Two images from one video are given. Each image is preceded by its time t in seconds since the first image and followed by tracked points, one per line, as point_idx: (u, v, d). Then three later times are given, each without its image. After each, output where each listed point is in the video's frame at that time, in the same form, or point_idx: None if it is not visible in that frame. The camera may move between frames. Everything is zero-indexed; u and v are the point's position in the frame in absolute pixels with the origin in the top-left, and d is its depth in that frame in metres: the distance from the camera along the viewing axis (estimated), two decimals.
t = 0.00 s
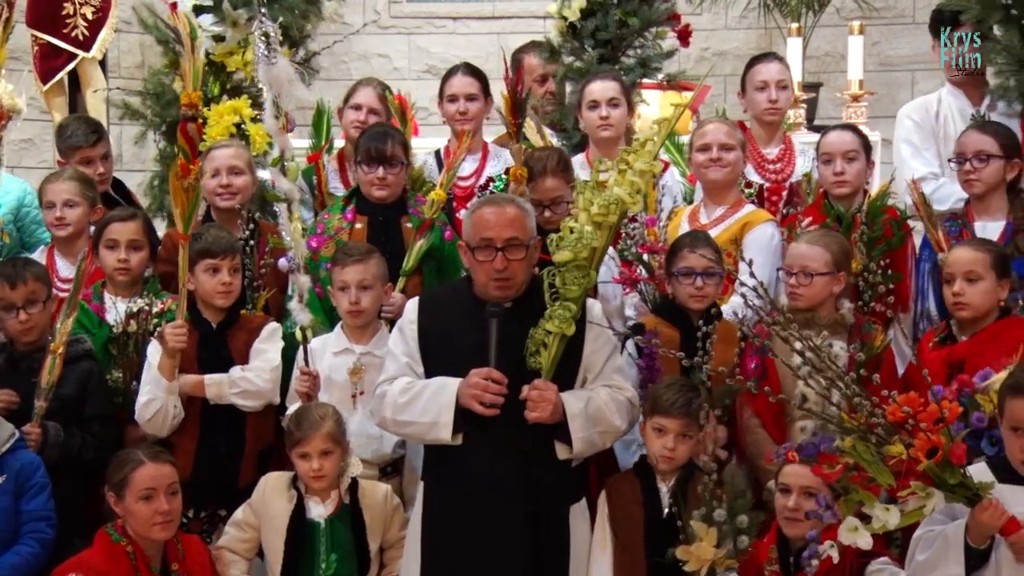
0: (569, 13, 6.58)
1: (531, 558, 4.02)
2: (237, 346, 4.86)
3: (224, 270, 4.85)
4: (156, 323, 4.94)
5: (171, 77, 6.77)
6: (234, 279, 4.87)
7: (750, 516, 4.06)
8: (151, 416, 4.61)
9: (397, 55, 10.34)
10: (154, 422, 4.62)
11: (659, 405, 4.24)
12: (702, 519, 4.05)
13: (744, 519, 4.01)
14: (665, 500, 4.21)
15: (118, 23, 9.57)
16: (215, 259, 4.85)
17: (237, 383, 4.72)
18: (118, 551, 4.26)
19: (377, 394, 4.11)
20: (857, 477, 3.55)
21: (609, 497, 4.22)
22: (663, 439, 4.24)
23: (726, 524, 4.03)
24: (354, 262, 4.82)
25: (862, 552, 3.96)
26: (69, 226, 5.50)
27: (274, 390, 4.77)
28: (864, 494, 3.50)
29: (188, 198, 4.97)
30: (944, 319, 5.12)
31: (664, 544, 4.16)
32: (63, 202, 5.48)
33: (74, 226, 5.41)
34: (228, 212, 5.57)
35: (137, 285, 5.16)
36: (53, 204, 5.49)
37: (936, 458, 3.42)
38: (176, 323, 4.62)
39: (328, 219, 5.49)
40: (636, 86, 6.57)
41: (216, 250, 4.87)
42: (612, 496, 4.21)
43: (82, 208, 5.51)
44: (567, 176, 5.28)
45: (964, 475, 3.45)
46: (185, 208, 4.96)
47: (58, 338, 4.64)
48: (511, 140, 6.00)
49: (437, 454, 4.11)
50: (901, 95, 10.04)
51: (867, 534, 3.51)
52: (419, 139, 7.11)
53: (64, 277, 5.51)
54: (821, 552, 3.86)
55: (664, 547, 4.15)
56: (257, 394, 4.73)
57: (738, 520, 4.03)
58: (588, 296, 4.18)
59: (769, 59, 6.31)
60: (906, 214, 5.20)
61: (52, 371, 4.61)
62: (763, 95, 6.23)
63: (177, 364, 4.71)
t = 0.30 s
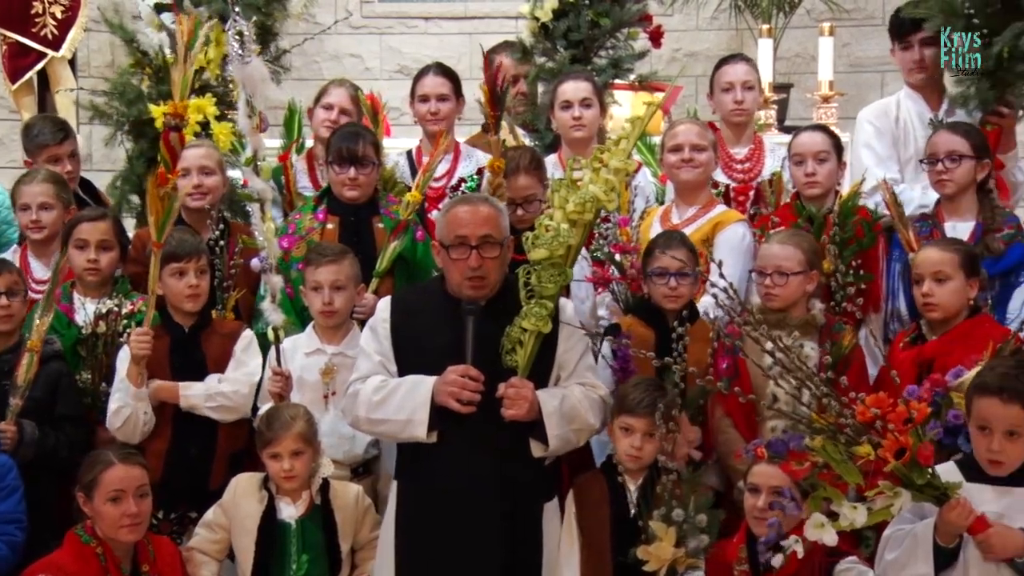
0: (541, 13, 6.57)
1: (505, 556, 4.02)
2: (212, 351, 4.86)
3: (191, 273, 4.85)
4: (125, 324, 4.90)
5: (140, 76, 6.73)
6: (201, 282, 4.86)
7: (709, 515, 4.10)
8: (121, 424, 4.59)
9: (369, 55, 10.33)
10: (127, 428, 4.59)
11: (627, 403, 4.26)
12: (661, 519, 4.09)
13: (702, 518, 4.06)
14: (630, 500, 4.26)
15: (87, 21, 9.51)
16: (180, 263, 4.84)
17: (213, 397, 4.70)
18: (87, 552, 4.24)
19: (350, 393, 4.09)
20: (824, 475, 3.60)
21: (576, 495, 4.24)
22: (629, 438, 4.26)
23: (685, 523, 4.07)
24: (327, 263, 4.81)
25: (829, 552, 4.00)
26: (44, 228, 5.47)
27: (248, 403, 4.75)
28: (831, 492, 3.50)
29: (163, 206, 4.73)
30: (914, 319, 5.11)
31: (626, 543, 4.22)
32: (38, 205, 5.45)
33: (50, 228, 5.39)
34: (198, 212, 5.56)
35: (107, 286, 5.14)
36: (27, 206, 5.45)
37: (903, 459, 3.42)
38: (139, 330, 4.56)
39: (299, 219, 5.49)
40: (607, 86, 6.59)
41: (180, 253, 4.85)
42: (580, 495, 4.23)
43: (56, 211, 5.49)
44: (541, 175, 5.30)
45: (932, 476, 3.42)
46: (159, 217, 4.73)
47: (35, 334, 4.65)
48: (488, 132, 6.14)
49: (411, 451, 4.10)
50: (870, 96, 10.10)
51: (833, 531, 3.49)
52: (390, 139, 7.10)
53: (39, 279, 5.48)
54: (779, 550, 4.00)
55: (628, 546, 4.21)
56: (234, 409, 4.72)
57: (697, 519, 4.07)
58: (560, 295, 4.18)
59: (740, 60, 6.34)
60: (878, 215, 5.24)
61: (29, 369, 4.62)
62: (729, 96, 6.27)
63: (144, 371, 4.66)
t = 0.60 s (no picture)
0: (511, 14, 6.53)
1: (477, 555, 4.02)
2: (182, 353, 4.83)
3: (161, 274, 4.82)
4: (96, 325, 4.88)
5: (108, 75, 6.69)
6: (172, 283, 4.84)
7: (679, 516, 4.07)
8: (90, 423, 4.56)
9: (340, 55, 10.30)
10: (96, 428, 4.57)
11: (595, 404, 4.26)
12: (631, 519, 4.05)
13: (673, 518, 4.03)
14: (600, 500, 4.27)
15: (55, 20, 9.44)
16: (150, 265, 4.82)
17: (183, 398, 4.68)
18: (55, 554, 4.21)
19: (323, 392, 4.08)
20: (792, 482, 3.64)
21: (545, 495, 4.23)
22: (598, 437, 4.28)
23: (655, 523, 4.04)
24: (297, 264, 4.79)
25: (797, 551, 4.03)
26: (23, 229, 5.43)
27: (219, 404, 4.74)
28: (800, 500, 3.52)
29: (129, 208, 4.71)
30: (885, 319, 5.15)
31: (597, 543, 4.23)
32: (16, 206, 5.43)
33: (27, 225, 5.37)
34: (168, 213, 5.52)
35: (76, 286, 5.11)
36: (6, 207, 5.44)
37: (869, 461, 3.41)
38: (109, 330, 4.53)
39: (269, 219, 5.47)
40: (579, 86, 6.59)
41: (151, 254, 4.83)
42: (551, 494, 4.23)
43: (35, 210, 5.46)
44: (511, 176, 5.30)
45: (898, 477, 3.42)
46: (125, 218, 4.70)
47: (15, 326, 4.65)
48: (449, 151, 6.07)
49: (385, 450, 4.11)
50: (840, 96, 10.15)
51: (804, 539, 3.53)
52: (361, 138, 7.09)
53: (19, 278, 5.39)
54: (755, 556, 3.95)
55: (598, 546, 4.22)
56: (205, 409, 4.71)
57: (668, 519, 4.04)
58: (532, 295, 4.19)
59: (708, 59, 6.33)
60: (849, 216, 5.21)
61: (7, 362, 4.60)
62: (689, 97, 6.28)
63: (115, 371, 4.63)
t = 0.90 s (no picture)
0: (483, 14, 6.53)
1: (451, 555, 4.02)
2: (151, 354, 4.81)
3: (131, 275, 4.81)
4: (68, 325, 4.87)
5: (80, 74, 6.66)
6: (141, 284, 4.83)
7: (644, 517, 4.11)
8: (59, 426, 4.54)
9: (311, 55, 10.28)
10: (64, 431, 4.55)
11: (566, 403, 4.27)
12: (596, 519, 4.08)
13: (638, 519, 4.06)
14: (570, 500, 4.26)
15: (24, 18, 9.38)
16: (120, 266, 4.81)
17: (153, 399, 4.66)
18: (24, 556, 4.19)
19: (294, 393, 4.07)
20: (763, 486, 3.66)
21: (515, 495, 4.24)
22: (569, 436, 4.27)
23: (620, 525, 4.07)
24: (266, 264, 4.78)
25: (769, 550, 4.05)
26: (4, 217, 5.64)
27: (189, 404, 4.72)
28: (772, 503, 3.49)
29: (90, 209, 4.66)
30: (857, 320, 5.20)
31: (566, 543, 4.21)
32: None
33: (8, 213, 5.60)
34: (139, 214, 5.50)
35: (47, 286, 5.08)
36: None
37: (839, 466, 3.44)
38: (78, 333, 4.52)
39: (238, 220, 5.42)
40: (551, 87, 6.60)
41: (122, 255, 4.82)
42: (521, 494, 4.25)
43: (15, 199, 5.65)
44: (483, 176, 5.30)
45: (869, 481, 3.43)
46: (87, 219, 4.66)
47: None
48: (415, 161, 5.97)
49: (356, 450, 4.11)
50: (810, 97, 10.23)
51: (777, 546, 3.56)
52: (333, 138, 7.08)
53: None
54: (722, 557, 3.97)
55: (566, 546, 4.20)
56: (174, 410, 4.68)
57: (633, 520, 4.08)
58: (503, 296, 4.19)
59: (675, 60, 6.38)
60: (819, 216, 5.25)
61: None
62: (651, 98, 6.34)
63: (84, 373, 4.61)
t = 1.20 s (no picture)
0: (454, 14, 6.53)
1: (424, 556, 4.01)
2: (119, 354, 4.79)
3: (100, 275, 4.78)
4: (37, 326, 4.84)
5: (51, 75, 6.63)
6: (110, 284, 4.80)
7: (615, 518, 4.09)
8: (26, 428, 4.51)
9: (282, 55, 10.24)
10: (32, 433, 4.52)
11: (538, 403, 4.34)
12: (570, 520, 4.05)
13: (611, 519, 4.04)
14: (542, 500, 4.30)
15: None
16: (89, 265, 4.78)
17: (122, 400, 4.65)
18: None
19: (265, 394, 4.05)
20: (741, 493, 3.65)
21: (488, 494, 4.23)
22: (540, 436, 4.35)
23: (592, 525, 4.05)
24: (236, 264, 4.77)
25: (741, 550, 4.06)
26: None
27: (157, 404, 4.70)
28: (746, 509, 3.51)
29: (54, 207, 4.64)
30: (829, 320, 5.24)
31: (537, 543, 4.26)
32: None
33: None
34: (109, 214, 5.47)
35: (17, 286, 5.06)
36: None
37: (813, 468, 3.43)
38: (45, 333, 4.50)
39: (208, 222, 5.42)
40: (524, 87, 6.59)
41: (91, 255, 4.80)
42: (494, 493, 4.23)
43: None
44: (454, 176, 5.30)
45: (842, 482, 3.43)
46: (50, 218, 4.64)
47: None
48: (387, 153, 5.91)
49: (328, 450, 4.10)
50: (781, 98, 10.25)
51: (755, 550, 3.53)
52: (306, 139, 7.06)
53: None
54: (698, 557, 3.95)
55: (538, 546, 4.25)
56: (143, 410, 4.67)
57: (605, 520, 4.06)
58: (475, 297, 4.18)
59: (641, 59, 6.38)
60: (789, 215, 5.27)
61: None
62: (616, 98, 6.34)
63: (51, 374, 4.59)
